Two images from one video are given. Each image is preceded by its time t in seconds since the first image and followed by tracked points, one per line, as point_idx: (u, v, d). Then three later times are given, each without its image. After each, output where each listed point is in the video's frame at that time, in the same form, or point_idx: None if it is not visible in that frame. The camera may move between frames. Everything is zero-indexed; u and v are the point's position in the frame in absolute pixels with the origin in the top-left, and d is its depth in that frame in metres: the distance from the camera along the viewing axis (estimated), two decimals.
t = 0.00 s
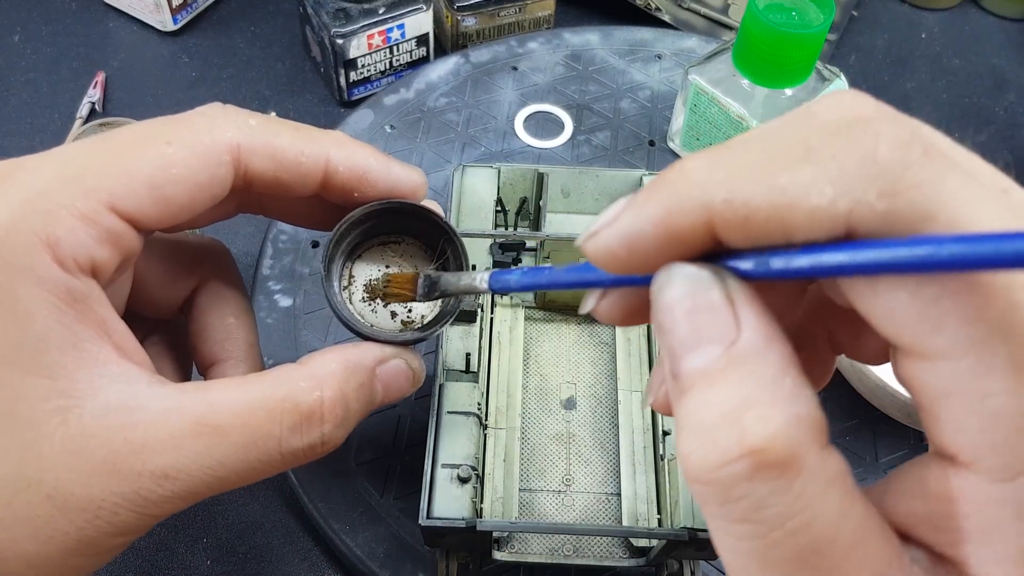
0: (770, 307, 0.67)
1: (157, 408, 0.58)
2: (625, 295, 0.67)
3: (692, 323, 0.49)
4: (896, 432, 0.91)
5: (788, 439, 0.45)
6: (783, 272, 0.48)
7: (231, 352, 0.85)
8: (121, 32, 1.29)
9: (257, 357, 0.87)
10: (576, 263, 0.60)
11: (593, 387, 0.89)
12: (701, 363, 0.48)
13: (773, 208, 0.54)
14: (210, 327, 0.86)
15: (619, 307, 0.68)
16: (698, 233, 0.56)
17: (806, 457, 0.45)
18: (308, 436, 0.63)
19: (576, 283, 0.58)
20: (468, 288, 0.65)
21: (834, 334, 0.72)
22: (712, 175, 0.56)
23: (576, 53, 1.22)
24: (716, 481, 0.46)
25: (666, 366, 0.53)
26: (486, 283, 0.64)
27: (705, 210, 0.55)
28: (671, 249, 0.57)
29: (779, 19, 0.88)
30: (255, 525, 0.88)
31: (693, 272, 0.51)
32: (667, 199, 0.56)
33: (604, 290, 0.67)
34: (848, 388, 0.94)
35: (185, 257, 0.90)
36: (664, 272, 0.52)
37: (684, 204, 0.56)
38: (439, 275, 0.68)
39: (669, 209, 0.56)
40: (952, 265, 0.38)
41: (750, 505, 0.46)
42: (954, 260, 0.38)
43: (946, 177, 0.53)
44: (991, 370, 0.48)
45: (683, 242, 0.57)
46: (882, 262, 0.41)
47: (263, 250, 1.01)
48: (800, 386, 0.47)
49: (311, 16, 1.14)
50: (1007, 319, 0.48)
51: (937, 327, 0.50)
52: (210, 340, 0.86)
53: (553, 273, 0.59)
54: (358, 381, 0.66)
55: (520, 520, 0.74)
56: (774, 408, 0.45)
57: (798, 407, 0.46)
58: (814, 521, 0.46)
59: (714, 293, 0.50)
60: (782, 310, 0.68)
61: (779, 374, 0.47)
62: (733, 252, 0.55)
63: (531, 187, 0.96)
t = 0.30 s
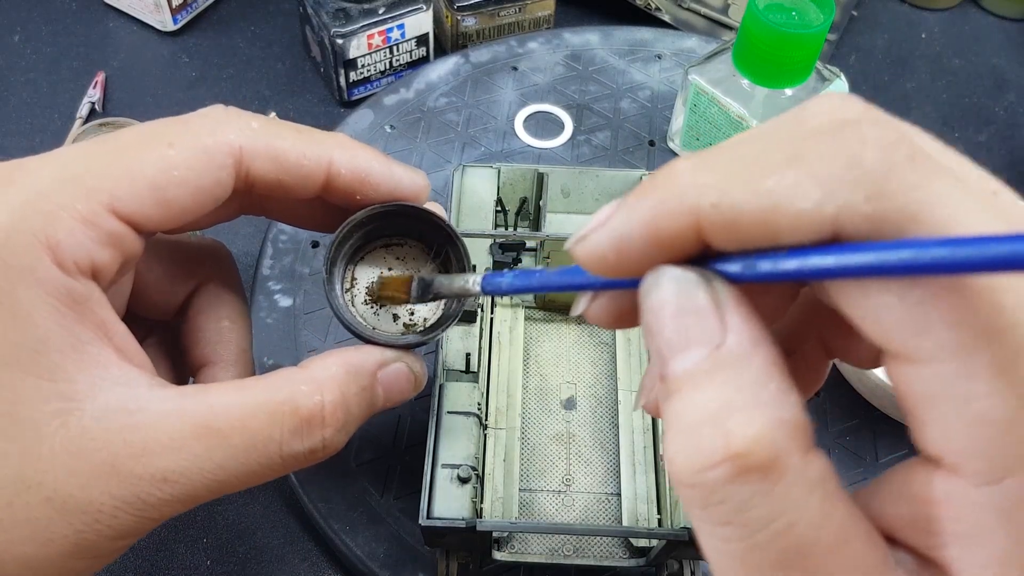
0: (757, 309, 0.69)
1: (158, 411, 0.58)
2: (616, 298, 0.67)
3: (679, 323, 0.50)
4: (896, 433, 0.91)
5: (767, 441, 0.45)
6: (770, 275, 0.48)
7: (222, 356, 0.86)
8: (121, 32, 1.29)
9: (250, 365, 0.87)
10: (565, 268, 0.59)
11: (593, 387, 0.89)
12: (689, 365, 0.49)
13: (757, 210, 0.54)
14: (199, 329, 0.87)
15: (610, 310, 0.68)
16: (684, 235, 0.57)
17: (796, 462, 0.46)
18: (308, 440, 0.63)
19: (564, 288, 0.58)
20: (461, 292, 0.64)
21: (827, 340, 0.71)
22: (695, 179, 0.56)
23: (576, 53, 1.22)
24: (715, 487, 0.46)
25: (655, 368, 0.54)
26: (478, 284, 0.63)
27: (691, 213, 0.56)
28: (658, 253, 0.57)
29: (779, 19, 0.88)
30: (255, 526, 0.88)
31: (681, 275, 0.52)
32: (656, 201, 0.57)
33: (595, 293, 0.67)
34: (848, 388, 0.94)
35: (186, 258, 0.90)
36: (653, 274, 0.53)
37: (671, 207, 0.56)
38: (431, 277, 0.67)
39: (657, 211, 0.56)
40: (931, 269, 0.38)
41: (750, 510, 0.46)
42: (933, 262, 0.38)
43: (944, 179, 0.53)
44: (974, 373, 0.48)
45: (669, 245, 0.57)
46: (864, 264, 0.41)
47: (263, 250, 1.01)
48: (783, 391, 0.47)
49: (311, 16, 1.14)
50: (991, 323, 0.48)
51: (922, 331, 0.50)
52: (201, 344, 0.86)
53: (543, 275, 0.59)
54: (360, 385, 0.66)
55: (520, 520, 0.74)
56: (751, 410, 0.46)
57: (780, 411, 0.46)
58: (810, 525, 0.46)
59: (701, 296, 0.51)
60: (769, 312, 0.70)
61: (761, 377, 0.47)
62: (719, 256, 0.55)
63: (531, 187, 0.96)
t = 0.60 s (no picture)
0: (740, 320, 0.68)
1: (161, 413, 0.58)
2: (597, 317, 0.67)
3: (639, 345, 0.50)
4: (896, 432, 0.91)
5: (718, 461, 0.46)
6: (719, 297, 0.48)
7: (212, 358, 0.86)
8: (121, 31, 1.29)
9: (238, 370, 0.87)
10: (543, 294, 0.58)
11: (594, 387, 0.89)
12: (648, 385, 0.50)
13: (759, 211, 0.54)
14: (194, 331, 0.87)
15: (583, 332, 0.68)
16: (638, 263, 0.56)
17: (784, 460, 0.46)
18: (310, 442, 0.64)
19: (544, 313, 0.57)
20: (451, 317, 0.64)
21: (808, 356, 0.70)
22: (648, 207, 0.56)
23: (576, 53, 1.22)
24: (720, 489, 0.46)
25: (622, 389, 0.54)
26: (464, 312, 0.63)
27: (642, 245, 0.55)
28: (616, 281, 0.57)
29: (779, 18, 0.88)
30: (255, 525, 0.88)
31: (639, 299, 0.52)
32: (610, 233, 0.56)
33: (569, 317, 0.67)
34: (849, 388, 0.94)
35: (186, 260, 0.91)
36: (613, 300, 0.53)
37: (625, 236, 0.56)
38: (423, 305, 0.68)
39: (612, 242, 0.56)
40: (864, 289, 0.38)
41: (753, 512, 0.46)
42: (868, 285, 0.37)
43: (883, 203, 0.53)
44: (916, 387, 0.48)
45: (626, 275, 0.57)
46: (803, 288, 0.41)
47: (263, 250, 1.01)
48: (736, 410, 0.48)
49: (311, 16, 1.14)
50: (931, 334, 0.48)
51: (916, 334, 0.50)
52: (199, 345, 0.87)
53: (522, 302, 0.58)
54: (360, 388, 0.67)
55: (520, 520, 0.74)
56: (709, 427, 0.47)
57: (731, 428, 0.47)
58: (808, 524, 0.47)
59: (657, 319, 0.51)
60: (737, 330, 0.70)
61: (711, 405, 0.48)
62: (676, 279, 0.55)
63: (531, 186, 0.96)
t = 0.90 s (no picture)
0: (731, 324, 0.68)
1: (164, 418, 0.59)
2: (599, 311, 0.67)
3: (655, 332, 0.50)
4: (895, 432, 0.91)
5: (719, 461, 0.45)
6: (739, 282, 0.47)
7: (213, 360, 0.86)
8: (121, 31, 1.28)
9: (238, 374, 0.87)
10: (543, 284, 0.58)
11: (594, 387, 0.89)
12: (662, 374, 0.49)
13: (759, 215, 0.54)
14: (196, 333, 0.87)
15: (592, 324, 0.68)
16: (660, 247, 0.56)
17: (782, 467, 0.46)
18: (313, 449, 0.64)
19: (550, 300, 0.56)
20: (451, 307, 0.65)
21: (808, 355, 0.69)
22: (670, 189, 0.56)
23: (576, 53, 1.22)
24: (719, 497, 0.46)
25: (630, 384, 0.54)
26: (467, 301, 0.63)
27: (664, 225, 0.55)
28: (633, 266, 0.57)
29: (779, 18, 0.88)
30: (255, 526, 0.88)
31: (657, 285, 0.52)
32: (631, 214, 0.56)
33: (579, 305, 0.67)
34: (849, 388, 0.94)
35: (187, 262, 0.91)
36: (630, 285, 0.53)
37: (644, 219, 0.55)
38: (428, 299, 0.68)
39: (630, 226, 0.56)
40: (901, 270, 0.37)
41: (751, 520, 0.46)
42: (911, 262, 0.36)
43: (905, 181, 0.53)
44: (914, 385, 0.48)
45: (639, 257, 0.56)
46: (841, 266, 0.39)
47: (263, 249, 1.01)
48: (757, 398, 0.47)
49: (311, 16, 1.14)
50: (961, 323, 0.48)
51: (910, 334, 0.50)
52: (200, 348, 0.87)
53: (529, 289, 0.57)
54: (364, 393, 0.67)
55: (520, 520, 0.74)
56: (728, 417, 0.46)
57: (752, 417, 0.46)
58: (806, 532, 0.47)
59: (675, 305, 0.51)
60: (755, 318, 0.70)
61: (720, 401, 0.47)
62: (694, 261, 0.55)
63: (531, 186, 0.96)
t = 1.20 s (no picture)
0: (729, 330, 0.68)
1: (163, 422, 0.58)
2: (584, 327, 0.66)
3: (630, 354, 0.51)
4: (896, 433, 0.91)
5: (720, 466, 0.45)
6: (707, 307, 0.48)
7: (209, 362, 0.86)
8: (120, 31, 1.28)
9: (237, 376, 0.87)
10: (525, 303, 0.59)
11: (594, 387, 0.88)
12: (640, 393, 0.51)
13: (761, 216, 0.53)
14: (195, 334, 0.87)
15: (577, 340, 0.67)
16: (627, 275, 0.56)
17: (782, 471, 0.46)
18: (312, 452, 0.64)
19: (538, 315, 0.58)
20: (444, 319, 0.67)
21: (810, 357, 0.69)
22: (633, 219, 0.56)
23: (576, 52, 1.21)
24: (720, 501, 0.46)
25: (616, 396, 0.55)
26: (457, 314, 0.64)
27: (629, 255, 0.55)
28: (604, 293, 0.56)
29: (780, 18, 0.88)
30: (255, 527, 0.88)
31: (628, 309, 0.53)
32: (599, 241, 0.56)
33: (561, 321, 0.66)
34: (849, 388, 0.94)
35: (187, 264, 0.90)
36: (603, 308, 0.54)
37: (612, 247, 0.55)
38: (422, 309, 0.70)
39: (601, 252, 0.55)
40: (852, 300, 0.37)
41: (751, 525, 0.46)
42: (862, 296, 0.36)
43: (876, 205, 0.52)
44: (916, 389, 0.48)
45: (612, 284, 0.56)
46: (799, 297, 0.40)
47: (262, 249, 1.00)
48: (726, 418, 0.49)
49: (311, 15, 1.14)
50: (923, 349, 0.48)
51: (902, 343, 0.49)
52: (200, 348, 0.87)
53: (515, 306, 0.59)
54: (364, 395, 0.67)
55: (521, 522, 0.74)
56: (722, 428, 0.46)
57: (720, 438, 0.48)
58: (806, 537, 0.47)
59: (646, 327, 0.52)
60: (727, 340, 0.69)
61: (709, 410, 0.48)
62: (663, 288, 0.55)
63: (531, 187, 0.95)
